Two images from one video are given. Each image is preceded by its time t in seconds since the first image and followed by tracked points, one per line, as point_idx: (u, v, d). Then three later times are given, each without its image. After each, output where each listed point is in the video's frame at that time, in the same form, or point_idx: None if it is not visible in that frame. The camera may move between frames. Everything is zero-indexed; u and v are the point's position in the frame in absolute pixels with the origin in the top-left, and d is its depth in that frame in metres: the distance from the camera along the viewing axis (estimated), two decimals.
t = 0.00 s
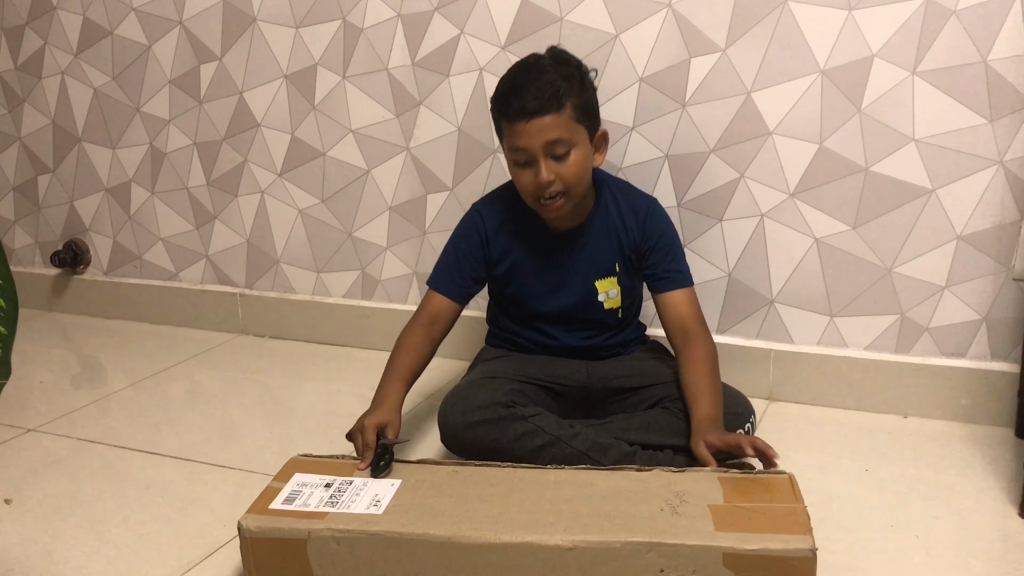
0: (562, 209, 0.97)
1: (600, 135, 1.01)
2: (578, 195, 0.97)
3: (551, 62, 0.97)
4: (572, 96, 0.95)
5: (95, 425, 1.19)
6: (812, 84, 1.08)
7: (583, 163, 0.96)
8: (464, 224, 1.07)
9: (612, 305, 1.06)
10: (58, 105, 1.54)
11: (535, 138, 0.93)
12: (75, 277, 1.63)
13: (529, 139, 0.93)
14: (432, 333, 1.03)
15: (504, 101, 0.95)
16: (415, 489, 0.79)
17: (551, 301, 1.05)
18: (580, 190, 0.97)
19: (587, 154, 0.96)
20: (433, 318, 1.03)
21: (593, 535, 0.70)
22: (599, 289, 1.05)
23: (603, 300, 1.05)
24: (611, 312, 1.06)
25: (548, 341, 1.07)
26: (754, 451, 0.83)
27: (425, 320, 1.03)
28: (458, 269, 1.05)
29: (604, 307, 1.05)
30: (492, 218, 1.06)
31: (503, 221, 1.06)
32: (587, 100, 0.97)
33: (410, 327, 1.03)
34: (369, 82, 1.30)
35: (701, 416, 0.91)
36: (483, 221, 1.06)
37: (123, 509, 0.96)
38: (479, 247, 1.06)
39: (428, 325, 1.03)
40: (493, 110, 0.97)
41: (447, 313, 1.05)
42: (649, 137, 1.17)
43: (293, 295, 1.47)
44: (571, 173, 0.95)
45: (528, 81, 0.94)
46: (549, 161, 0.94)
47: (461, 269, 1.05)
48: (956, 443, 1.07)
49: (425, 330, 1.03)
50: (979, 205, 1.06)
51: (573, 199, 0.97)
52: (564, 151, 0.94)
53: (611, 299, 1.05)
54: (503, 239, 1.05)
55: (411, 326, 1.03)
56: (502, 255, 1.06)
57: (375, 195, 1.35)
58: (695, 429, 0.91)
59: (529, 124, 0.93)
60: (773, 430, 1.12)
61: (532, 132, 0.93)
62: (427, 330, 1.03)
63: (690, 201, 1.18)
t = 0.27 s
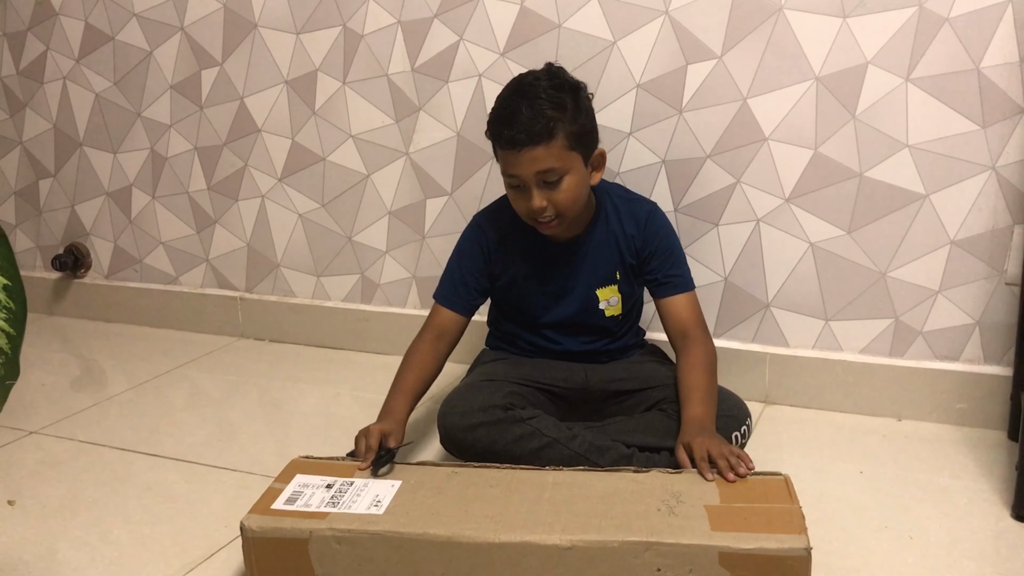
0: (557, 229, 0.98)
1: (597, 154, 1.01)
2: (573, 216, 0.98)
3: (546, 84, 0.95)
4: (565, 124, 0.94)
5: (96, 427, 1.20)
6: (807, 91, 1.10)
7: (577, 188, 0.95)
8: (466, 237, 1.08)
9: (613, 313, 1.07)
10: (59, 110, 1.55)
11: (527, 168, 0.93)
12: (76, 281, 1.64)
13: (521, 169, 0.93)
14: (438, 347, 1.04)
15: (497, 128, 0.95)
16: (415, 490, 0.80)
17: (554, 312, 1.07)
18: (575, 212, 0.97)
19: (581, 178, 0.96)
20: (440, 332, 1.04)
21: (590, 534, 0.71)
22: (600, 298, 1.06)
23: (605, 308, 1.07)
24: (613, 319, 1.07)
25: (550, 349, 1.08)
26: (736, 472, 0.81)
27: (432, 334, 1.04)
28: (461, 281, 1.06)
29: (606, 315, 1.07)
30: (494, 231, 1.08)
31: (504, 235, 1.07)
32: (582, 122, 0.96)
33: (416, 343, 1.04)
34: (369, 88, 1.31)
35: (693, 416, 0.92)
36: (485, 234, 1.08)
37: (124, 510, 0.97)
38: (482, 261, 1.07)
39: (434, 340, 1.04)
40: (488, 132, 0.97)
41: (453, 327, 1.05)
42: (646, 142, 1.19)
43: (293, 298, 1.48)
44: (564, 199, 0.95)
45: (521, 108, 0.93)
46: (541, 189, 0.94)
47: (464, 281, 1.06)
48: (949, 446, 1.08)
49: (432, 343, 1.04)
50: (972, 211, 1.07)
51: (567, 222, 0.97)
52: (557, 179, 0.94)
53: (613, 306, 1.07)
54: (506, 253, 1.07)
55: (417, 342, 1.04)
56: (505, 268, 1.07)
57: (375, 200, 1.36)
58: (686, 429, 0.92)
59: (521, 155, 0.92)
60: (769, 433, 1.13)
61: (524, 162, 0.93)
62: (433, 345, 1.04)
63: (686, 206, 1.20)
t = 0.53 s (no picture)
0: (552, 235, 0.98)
1: (593, 159, 1.01)
2: (567, 222, 0.98)
3: (537, 91, 0.96)
4: (556, 130, 0.94)
5: (99, 428, 1.20)
6: (807, 93, 1.10)
7: (569, 195, 0.96)
8: (466, 243, 1.09)
9: (612, 314, 1.07)
10: (63, 112, 1.56)
11: (518, 175, 0.93)
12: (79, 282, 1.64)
13: (513, 176, 0.94)
14: (442, 353, 1.05)
15: (490, 135, 0.95)
16: (418, 489, 0.80)
17: (554, 314, 1.07)
18: (569, 218, 0.98)
19: (574, 184, 0.96)
20: (443, 337, 1.05)
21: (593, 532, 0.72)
22: (599, 298, 1.06)
23: (604, 309, 1.07)
24: (612, 320, 1.07)
25: (551, 350, 1.09)
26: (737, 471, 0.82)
27: (435, 339, 1.05)
28: (461, 286, 1.07)
29: (605, 316, 1.07)
30: (494, 235, 1.08)
31: (504, 240, 1.08)
32: (574, 129, 0.96)
33: (420, 347, 1.05)
34: (372, 90, 1.32)
35: (696, 416, 0.93)
36: (484, 239, 1.09)
37: (128, 509, 0.98)
38: (482, 265, 1.08)
39: (437, 345, 1.05)
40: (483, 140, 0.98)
41: (457, 332, 1.06)
42: (647, 145, 1.19)
43: (295, 300, 1.48)
44: (557, 206, 0.95)
45: (512, 115, 0.94)
46: (533, 196, 0.94)
47: (464, 286, 1.07)
48: (949, 447, 1.08)
49: (436, 349, 1.04)
50: (972, 213, 1.08)
51: (560, 227, 0.98)
52: (548, 186, 0.94)
53: (612, 307, 1.07)
54: (505, 258, 1.08)
55: (421, 346, 1.05)
56: (505, 272, 1.08)
57: (377, 202, 1.37)
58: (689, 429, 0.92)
59: (512, 162, 0.93)
60: (769, 433, 1.14)
61: (515, 169, 0.93)
62: (437, 350, 1.05)
63: (688, 208, 1.20)
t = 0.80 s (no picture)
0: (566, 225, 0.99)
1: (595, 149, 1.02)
2: (579, 211, 0.99)
3: (542, 83, 0.97)
4: (569, 118, 0.95)
5: (103, 427, 1.21)
6: (809, 95, 1.11)
7: (584, 182, 0.97)
8: (465, 244, 1.09)
9: (612, 312, 1.08)
10: (67, 114, 1.57)
11: (537, 164, 0.93)
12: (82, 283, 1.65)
13: (532, 166, 0.93)
14: (441, 354, 1.05)
15: (501, 128, 0.95)
16: (422, 487, 0.80)
17: (553, 313, 1.08)
18: (581, 206, 0.99)
19: (586, 172, 0.98)
20: (440, 338, 1.05)
21: (596, 530, 0.72)
22: (599, 297, 1.06)
23: (604, 307, 1.07)
24: (612, 318, 1.08)
25: (552, 350, 1.09)
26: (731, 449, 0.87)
27: (433, 340, 1.05)
28: (461, 287, 1.07)
29: (605, 314, 1.07)
30: (493, 235, 1.09)
31: (502, 240, 1.08)
32: (582, 118, 0.98)
33: (418, 349, 1.05)
34: (376, 92, 1.32)
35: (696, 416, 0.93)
36: (483, 239, 1.09)
37: (133, 508, 0.98)
38: (481, 265, 1.08)
39: (435, 346, 1.05)
40: (490, 135, 0.97)
41: (455, 333, 1.07)
42: (649, 146, 1.20)
43: (299, 300, 1.49)
44: (573, 193, 0.96)
45: (523, 107, 0.94)
46: (551, 185, 0.95)
47: (463, 287, 1.07)
48: (951, 446, 1.09)
49: (433, 350, 1.05)
50: (973, 214, 1.08)
51: (574, 216, 0.98)
52: (565, 173, 0.95)
53: (612, 305, 1.07)
54: (504, 258, 1.08)
55: (419, 348, 1.05)
56: (504, 272, 1.08)
57: (380, 203, 1.37)
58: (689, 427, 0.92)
59: (530, 151, 0.93)
60: (771, 433, 1.14)
61: (534, 159, 0.93)
62: (436, 351, 1.05)
63: (690, 209, 1.21)
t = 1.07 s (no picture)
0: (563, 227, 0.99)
1: (596, 151, 1.03)
2: (577, 213, 0.99)
3: (542, 86, 0.98)
4: (566, 120, 0.96)
5: (106, 427, 1.21)
6: (808, 97, 1.12)
7: (580, 184, 0.97)
8: (468, 242, 1.10)
9: (614, 314, 1.08)
10: (70, 116, 1.57)
11: (532, 166, 0.94)
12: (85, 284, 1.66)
13: (526, 167, 0.94)
14: (439, 348, 1.06)
15: (498, 130, 0.96)
16: (423, 486, 0.81)
17: (555, 314, 1.09)
18: (579, 208, 0.99)
19: (583, 174, 0.98)
20: (439, 332, 1.06)
21: (597, 528, 0.73)
22: (600, 299, 1.07)
23: (606, 309, 1.08)
24: (614, 320, 1.09)
25: (555, 350, 1.10)
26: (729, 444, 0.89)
27: (431, 334, 1.06)
28: (463, 285, 1.08)
29: (606, 316, 1.08)
30: (495, 235, 1.09)
31: (506, 240, 1.09)
32: (581, 120, 0.98)
33: (417, 342, 1.06)
34: (377, 94, 1.33)
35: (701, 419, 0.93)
36: (486, 238, 1.09)
37: (136, 507, 0.99)
38: (484, 264, 1.09)
39: (433, 339, 1.06)
40: (489, 137, 0.99)
41: (453, 328, 1.07)
42: (650, 148, 1.21)
43: (301, 302, 1.49)
44: (569, 195, 0.96)
45: (520, 109, 0.95)
46: (547, 186, 0.95)
47: (465, 285, 1.08)
48: (950, 447, 1.09)
49: (432, 344, 1.06)
50: (971, 215, 1.09)
51: (571, 218, 0.99)
52: (561, 175, 0.95)
53: (613, 307, 1.08)
54: (507, 257, 1.09)
55: (418, 341, 1.06)
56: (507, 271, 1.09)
57: (382, 204, 1.38)
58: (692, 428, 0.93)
59: (526, 153, 0.94)
60: (771, 433, 1.15)
61: (528, 161, 0.94)
62: (434, 345, 1.06)
63: (690, 210, 1.21)
